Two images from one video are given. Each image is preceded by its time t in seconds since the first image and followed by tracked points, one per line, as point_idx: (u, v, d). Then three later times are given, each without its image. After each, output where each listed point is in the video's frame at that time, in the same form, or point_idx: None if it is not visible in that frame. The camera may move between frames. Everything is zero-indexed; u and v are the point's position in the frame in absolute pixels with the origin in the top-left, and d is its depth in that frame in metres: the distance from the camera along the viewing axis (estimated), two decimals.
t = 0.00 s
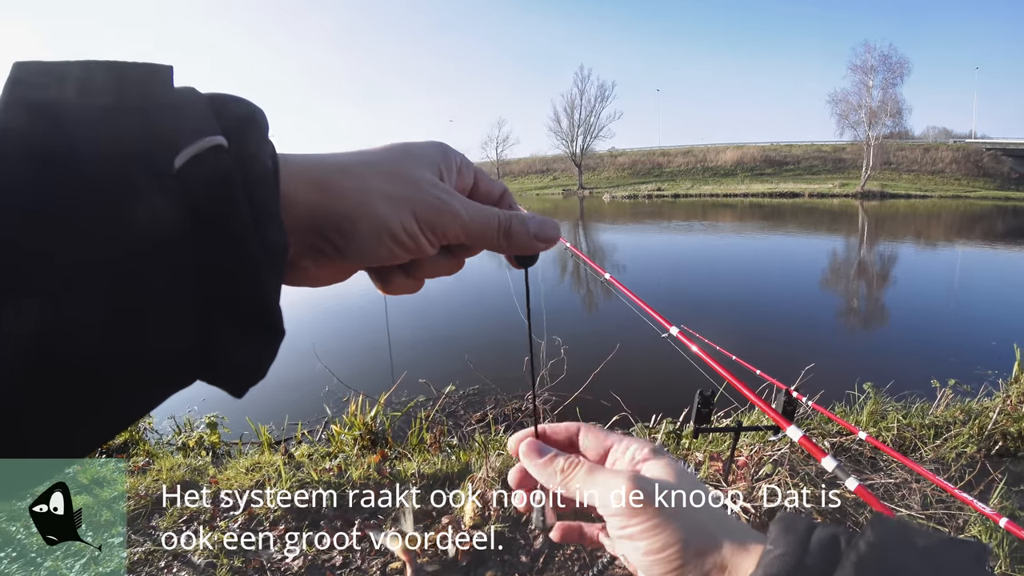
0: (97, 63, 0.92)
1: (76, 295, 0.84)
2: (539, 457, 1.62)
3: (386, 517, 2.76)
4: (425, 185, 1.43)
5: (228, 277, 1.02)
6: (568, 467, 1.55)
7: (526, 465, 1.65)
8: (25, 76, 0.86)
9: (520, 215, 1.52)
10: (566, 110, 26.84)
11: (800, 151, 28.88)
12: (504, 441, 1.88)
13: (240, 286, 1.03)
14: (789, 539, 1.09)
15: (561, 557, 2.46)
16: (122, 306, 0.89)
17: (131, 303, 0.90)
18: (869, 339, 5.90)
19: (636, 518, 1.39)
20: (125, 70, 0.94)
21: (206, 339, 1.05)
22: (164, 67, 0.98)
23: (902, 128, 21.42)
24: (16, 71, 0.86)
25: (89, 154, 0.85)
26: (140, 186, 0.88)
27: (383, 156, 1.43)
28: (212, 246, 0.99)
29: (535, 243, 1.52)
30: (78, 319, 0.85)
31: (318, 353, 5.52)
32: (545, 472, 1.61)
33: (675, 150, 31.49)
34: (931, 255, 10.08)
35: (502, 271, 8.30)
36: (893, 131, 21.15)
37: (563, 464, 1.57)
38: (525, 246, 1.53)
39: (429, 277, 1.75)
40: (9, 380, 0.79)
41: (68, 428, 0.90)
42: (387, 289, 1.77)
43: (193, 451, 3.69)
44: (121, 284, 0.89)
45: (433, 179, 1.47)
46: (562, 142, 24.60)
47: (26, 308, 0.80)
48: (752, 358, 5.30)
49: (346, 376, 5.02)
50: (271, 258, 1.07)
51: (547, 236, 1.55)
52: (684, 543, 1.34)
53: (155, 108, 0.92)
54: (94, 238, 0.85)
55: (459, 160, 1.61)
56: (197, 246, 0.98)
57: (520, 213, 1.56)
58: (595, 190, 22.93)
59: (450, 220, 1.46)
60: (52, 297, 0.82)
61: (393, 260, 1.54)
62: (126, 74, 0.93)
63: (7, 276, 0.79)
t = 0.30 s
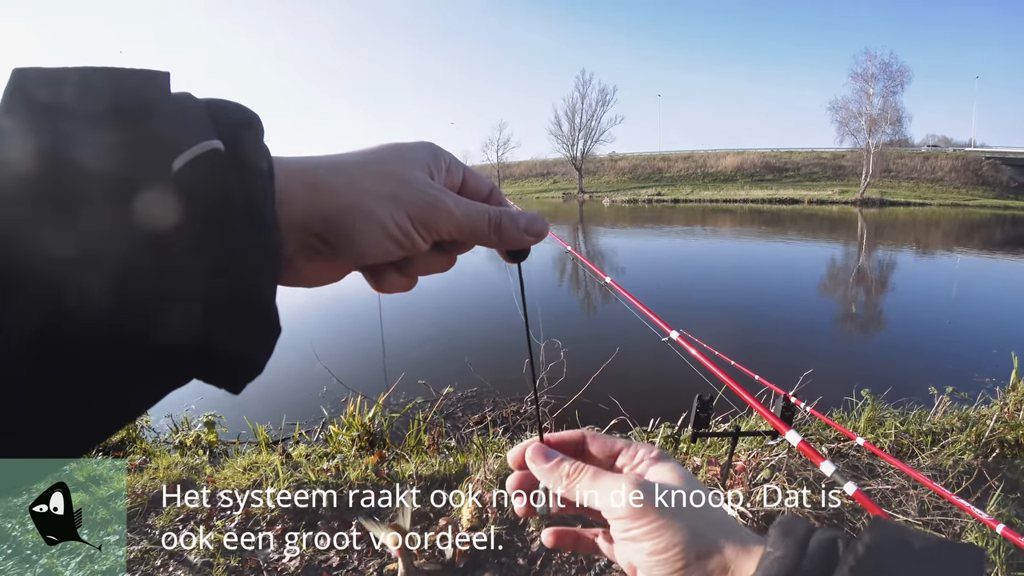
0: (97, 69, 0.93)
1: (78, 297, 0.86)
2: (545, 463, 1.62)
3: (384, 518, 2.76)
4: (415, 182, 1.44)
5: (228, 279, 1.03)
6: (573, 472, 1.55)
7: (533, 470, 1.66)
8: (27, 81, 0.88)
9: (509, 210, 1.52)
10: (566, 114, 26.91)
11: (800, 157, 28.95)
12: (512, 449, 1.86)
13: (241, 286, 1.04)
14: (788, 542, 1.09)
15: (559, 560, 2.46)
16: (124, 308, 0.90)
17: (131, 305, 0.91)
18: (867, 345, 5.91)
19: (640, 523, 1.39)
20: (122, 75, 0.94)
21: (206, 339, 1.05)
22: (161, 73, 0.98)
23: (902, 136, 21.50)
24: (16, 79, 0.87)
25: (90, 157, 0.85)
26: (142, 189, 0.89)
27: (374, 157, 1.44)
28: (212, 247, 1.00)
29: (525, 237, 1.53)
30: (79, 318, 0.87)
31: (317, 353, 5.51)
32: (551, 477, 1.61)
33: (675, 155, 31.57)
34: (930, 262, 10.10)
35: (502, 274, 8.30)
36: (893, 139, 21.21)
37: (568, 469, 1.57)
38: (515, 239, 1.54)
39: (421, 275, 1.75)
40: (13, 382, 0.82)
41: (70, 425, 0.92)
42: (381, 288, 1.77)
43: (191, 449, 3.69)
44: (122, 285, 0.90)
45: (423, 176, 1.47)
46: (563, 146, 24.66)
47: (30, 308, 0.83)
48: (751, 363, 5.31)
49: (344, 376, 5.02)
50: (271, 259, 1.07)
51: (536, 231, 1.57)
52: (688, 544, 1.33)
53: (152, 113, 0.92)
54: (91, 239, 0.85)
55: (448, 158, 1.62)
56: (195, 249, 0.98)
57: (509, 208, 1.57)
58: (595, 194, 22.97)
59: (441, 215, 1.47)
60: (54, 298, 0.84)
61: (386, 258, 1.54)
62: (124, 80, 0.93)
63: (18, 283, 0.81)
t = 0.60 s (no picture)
0: (93, 63, 0.92)
1: (77, 293, 0.87)
2: (559, 443, 1.56)
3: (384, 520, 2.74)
4: (406, 167, 1.45)
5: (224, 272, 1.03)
6: (588, 455, 1.51)
7: (545, 449, 1.61)
8: (23, 75, 0.87)
9: (499, 191, 1.51)
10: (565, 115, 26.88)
11: (797, 158, 29.00)
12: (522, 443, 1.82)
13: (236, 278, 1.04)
14: (795, 539, 1.09)
15: (558, 561, 2.46)
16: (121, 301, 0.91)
17: (131, 301, 0.92)
18: (866, 345, 5.91)
19: (655, 514, 1.38)
20: (118, 70, 0.93)
21: (202, 330, 1.07)
22: (156, 66, 0.98)
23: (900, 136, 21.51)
24: (14, 73, 0.86)
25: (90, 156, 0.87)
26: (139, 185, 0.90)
27: (363, 144, 1.45)
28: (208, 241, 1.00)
29: (517, 217, 1.53)
30: (77, 314, 0.87)
31: (316, 355, 5.51)
32: (563, 457, 1.57)
33: (673, 156, 31.60)
34: (928, 262, 10.11)
35: (501, 275, 8.30)
36: (891, 139, 21.23)
37: (584, 451, 1.52)
38: (506, 220, 1.53)
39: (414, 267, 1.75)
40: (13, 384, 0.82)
41: (68, 422, 0.92)
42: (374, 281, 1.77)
43: (189, 452, 3.68)
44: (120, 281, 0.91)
45: (412, 162, 1.48)
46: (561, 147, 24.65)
47: (29, 306, 0.83)
48: (750, 363, 5.31)
49: (343, 378, 5.02)
50: (266, 251, 1.07)
51: (528, 210, 1.55)
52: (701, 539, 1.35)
53: (150, 107, 0.93)
54: (92, 235, 0.88)
55: (436, 149, 1.62)
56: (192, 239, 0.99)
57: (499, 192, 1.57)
58: (594, 195, 22.98)
59: (432, 198, 1.46)
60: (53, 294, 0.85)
61: (379, 246, 1.53)
62: (120, 74, 0.93)
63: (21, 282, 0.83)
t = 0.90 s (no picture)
0: (92, 59, 0.94)
1: (72, 285, 0.86)
2: (559, 436, 1.57)
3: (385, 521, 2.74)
4: (404, 160, 1.46)
5: (220, 269, 1.01)
6: (590, 447, 1.50)
7: (545, 443, 1.61)
8: (22, 73, 0.88)
9: (495, 184, 1.55)
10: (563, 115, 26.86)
11: (796, 156, 29.02)
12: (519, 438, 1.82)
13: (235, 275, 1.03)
14: (796, 534, 1.10)
15: (559, 560, 2.47)
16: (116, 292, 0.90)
17: (127, 292, 0.92)
18: (866, 343, 5.91)
19: (659, 507, 1.37)
20: (117, 66, 0.95)
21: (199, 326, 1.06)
22: (155, 63, 0.99)
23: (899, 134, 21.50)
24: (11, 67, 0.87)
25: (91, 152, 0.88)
26: (137, 182, 0.90)
27: (361, 138, 1.45)
28: (206, 238, 0.99)
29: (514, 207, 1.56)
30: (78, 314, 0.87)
31: (315, 356, 5.51)
32: (563, 450, 1.56)
33: (672, 155, 31.60)
34: (927, 260, 10.11)
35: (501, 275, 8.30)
36: (890, 137, 21.22)
37: (585, 443, 1.52)
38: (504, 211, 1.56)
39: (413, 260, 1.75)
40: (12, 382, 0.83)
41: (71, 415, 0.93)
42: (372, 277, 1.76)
43: (189, 453, 3.68)
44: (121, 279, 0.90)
45: (409, 155, 1.49)
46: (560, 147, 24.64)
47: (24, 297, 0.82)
48: (749, 362, 5.30)
49: (343, 379, 5.02)
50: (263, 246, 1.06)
51: (524, 201, 1.58)
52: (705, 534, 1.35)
53: (149, 103, 0.94)
54: (91, 236, 0.87)
55: (433, 142, 1.63)
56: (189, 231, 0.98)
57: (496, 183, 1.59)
58: (592, 195, 22.98)
59: (431, 191, 1.48)
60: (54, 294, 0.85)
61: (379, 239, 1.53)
62: (119, 70, 0.95)
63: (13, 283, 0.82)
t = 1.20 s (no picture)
0: None
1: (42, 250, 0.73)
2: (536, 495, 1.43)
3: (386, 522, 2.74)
4: (400, 90, 1.26)
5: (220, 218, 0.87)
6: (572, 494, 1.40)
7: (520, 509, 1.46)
8: None
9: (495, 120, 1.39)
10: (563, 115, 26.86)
11: (795, 156, 29.04)
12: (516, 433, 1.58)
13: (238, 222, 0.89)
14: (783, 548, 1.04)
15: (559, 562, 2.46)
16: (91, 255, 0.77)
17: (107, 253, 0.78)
18: (866, 343, 5.90)
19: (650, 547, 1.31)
20: None
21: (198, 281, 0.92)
22: None
23: (899, 134, 21.47)
24: None
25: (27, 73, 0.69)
26: (115, 124, 0.74)
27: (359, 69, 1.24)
28: (198, 185, 0.83)
29: (511, 144, 1.41)
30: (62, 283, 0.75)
31: (315, 356, 5.51)
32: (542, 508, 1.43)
33: (672, 155, 31.61)
34: (928, 259, 10.11)
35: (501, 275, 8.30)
36: (889, 137, 21.21)
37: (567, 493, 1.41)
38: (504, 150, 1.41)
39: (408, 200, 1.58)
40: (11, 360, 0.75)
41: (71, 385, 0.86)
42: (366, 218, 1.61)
43: (190, 454, 3.69)
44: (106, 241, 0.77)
45: (412, 87, 1.30)
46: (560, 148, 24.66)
47: None
48: (750, 362, 5.30)
49: (343, 379, 5.02)
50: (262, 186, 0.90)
51: (524, 139, 1.44)
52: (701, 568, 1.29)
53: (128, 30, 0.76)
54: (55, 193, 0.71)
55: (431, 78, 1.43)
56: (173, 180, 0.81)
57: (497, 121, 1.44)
58: (592, 196, 23.01)
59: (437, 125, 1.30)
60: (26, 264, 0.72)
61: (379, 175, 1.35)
62: None
63: None
